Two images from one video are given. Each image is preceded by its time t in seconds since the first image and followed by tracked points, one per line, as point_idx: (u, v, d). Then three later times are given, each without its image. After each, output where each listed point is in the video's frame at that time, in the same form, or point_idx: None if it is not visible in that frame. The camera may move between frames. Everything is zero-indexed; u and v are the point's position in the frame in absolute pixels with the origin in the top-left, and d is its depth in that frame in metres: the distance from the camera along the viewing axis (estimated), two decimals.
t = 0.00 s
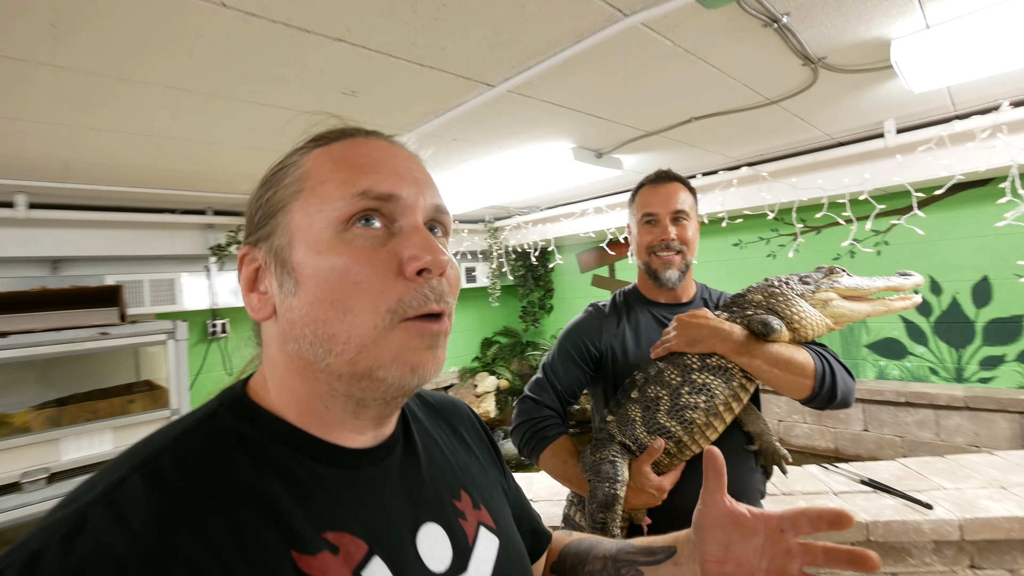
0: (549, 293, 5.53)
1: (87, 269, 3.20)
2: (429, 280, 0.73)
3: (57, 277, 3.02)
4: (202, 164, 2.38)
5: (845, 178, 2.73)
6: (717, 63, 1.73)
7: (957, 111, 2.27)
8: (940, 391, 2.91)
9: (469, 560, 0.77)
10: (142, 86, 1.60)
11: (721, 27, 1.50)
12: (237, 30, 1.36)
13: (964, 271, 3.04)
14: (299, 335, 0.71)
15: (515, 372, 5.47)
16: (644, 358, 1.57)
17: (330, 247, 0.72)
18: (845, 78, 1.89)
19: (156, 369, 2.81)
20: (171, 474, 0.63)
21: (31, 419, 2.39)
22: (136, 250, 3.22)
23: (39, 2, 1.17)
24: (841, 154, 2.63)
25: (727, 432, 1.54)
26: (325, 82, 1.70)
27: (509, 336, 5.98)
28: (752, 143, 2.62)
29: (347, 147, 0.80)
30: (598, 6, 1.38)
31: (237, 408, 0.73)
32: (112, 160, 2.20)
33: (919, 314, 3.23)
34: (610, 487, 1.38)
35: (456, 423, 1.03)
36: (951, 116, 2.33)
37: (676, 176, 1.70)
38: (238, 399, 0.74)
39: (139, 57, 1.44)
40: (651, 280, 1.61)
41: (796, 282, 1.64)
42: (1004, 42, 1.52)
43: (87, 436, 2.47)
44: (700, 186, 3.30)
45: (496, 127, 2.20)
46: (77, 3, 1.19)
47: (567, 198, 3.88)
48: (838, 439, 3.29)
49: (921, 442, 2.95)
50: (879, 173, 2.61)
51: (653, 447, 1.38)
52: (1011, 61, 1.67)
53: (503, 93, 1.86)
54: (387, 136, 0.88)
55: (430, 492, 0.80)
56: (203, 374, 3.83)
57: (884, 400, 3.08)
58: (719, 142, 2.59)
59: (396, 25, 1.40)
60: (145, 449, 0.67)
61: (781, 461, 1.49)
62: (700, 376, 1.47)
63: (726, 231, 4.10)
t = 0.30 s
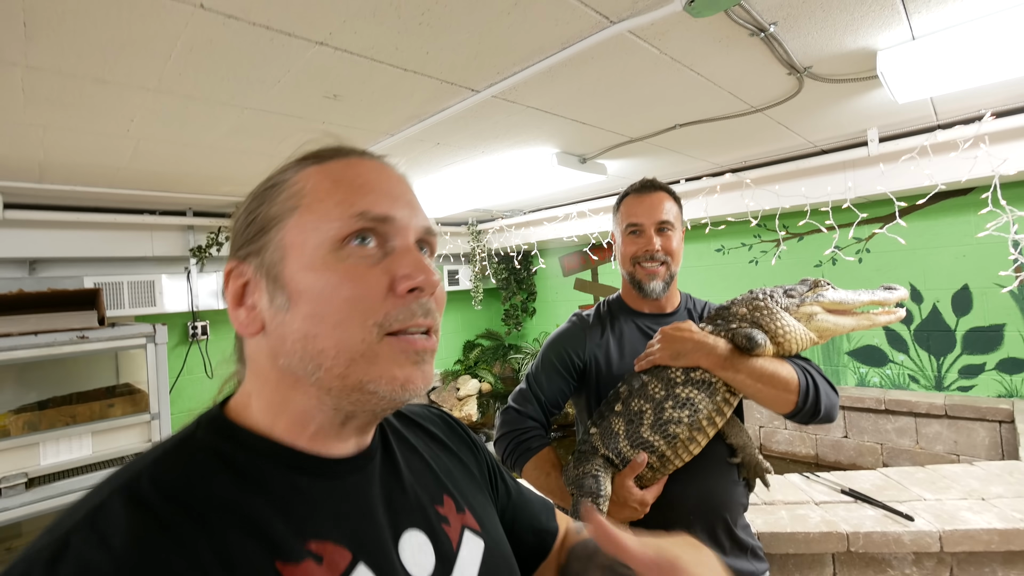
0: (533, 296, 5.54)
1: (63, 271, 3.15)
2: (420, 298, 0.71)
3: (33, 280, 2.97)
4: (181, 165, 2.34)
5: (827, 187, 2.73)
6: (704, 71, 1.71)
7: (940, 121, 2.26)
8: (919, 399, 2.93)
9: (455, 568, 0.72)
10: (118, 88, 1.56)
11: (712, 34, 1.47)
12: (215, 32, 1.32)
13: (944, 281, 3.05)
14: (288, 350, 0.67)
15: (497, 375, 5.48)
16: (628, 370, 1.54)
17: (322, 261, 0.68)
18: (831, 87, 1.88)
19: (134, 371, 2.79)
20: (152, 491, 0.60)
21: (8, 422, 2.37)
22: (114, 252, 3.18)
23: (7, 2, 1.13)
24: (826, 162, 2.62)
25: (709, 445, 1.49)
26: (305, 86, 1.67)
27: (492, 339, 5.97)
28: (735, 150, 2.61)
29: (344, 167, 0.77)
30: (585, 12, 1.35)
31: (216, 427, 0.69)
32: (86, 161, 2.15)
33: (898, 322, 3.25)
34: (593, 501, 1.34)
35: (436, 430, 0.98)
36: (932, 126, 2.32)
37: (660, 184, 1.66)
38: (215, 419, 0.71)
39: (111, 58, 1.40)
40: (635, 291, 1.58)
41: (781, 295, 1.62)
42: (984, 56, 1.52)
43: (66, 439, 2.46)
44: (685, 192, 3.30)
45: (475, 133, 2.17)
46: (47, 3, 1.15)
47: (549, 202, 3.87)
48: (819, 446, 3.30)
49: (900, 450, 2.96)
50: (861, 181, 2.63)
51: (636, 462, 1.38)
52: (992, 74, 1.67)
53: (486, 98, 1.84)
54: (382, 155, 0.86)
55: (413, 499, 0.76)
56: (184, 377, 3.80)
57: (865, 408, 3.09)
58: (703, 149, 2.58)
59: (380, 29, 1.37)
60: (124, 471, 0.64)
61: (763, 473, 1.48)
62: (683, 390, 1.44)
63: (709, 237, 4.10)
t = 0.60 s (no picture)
0: (528, 293, 5.59)
1: (59, 264, 3.16)
2: (382, 287, 0.72)
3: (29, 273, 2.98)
4: (177, 161, 2.34)
5: (818, 189, 2.77)
6: (698, 75, 1.73)
7: (930, 125, 2.30)
8: (902, 397, 3.00)
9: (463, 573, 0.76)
10: (116, 86, 1.58)
11: (705, 40, 1.50)
12: (214, 33, 1.34)
13: (929, 282, 3.12)
14: (266, 356, 0.71)
15: (490, 371, 5.57)
16: (617, 368, 1.57)
17: (283, 265, 0.72)
18: (823, 92, 1.90)
19: (131, 367, 2.78)
20: (161, 494, 0.63)
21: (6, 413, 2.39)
22: (110, 246, 3.18)
23: (8, 3, 1.14)
24: (818, 165, 2.66)
25: (694, 440, 1.54)
26: (303, 85, 1.69)
27: (487, 334, 6.02)
28: (729, 151, 2.65)
29: (298, 169, 0.80)
30: (580, 17, 1.37)
31: (225, 432, 0.72)
32: (82, 156, 2.16)
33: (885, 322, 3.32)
34: (579, 493, 1.39)
35: (443, 435, 1.02)
36: (923, 130, 2.36)
37: (659, 190, 1.70)
38: (225, 420, 0.74)
39: (109, 57, 1.41)
40: (630, 290, 1.60)
41: (766, 297, 1.68)
42: (972, 66, 1.55)
43: (65, 431, 2.50)
44: (678, 192, 3.33)
45: (471, 133, 2.19)
46: (47, 4, 1.16)
47: (544, 199, 3.90)
48: (804, 442, 3.38)
49: (882, 446, 3.04)
50: (852, 184, 2.67)
51: (623, 454, 1.41)
52: (982, 82, 1.69)
53: (483, 100, 1.85)
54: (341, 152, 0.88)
55: (421, 505, 0.79)
56: (179, 370, 3.82)
57: (848, 405, 3.17)
58: (697, 150, 2.61)
59: (376, 32, 1.39)
60: (135, 472, 0.67)
61: (746, 467, 1.50)
62: (669, 387, 1.49)
63: (702, 236, 4.15)
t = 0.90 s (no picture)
0: (523, 289, 5.62)
1: (55, 257, 3.17)
2: (389, 285, 0.76)
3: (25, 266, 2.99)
4: (176, 157, 2.37)
5: (806, 188, 2.82)
6: (684, 79, 1.77)
7: (915, 127, 2.34)
8: (888, 392, 3.06)
9: (459, 567, 0.78)
10: (116, 86, 1.60)
11: (689, 46, 1.53)
12: (212, 37, 1.36)
13: (914, 280, 3.17)
14: (268, 350, 0.74)
15: (487, 365, 5.59)
16: (602, 361, 1.62)
17: (289, 260, 0.74)
18: (806, 96, 1.94)
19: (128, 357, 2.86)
20: (149, 487, 0.65)
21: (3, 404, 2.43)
22: (107, 240, 3.21)
23: (11, 7, 1.17)
24: (806, 165, 2.70)
25: (675, 430, 1.59)
26: (299, 86, 1.71)
27: (483, 329, 6.07)
28: (719, 151, 2.68)
29: (303, 166, 0.83)
30: (566, 24, 1.40)
31: (218, 427, 0.75)
32: (81, 151, 2.18)
33: (872, 319, 3.37)
34: (560, 481, 1.45)
35: (443, 429, 1.05)
36: (907, 132, 2.40)
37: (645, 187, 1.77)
38: (217, 415, 0.78)
39: (110, 59, 1.44)
40: (636, 281, 1.62)
41: (743, 292, 1.72)
42: (949, 71, 1.59)
43: (62, 423, 2.53)
44: (670, 190, 3.36)
45: (465, 131, 2.22)
46: (50, 8, 1.19)
47: (539, 196, 3.93)
48: (793, 436, 3.43)
49: (868, 440, 3.10)
50: (839, 184, 2.71)
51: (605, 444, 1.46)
52: (960, 87, 1.73)
53: (475, 100, 1.88)
54: (343, 151, 0.92)
55: (416, 498, 0.82)
56: (176, 363, 3.85)
57: (835, 400, 3.23)
58: (688, 149, 2.64)
59: (370, 36, 1.42)
60: (124, 466, 0.69)
61: (726, 457, 1.55)
62: (648, 379, 1.54)
63: (694, 233, 4.19)
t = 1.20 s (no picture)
0: (517, 288, 5.65)
1: (49, 264, 3.18)
2: (404, 284, 0.78)
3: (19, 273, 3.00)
4: (168, 162, 2.38)
5: (793, 182, 2.86)
6: (667, 77, 1.79)
7: (897, 121, 2.38)
8: (879, 383, 3.10)
9: (459, 561, 0.81)
10: (108, 92, 1.62)
11: (670, 46, 1.56)
12: (201, 43, 1.38)
13: (903, 272, 3.21)
14: (277, 343, 0.75)
15: (483, 364, 5.64)
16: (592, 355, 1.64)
17: (305, 255, 0.76)
18: (788, 92, 1.98)
19: (123, 364, 2.86)
20: (147, 489, 0.66)
21: None
22: (100, 245, 3.20)
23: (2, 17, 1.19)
24: (792, 160, 2.75)
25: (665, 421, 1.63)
26: (289, 90, 1.73)
27: (479, 329, 6.10)
28: (706, 147, 2.71)
29: (319, 160, 0.84)
30: (549, 26, 1.43)
31: (215, 424, 0.76)
32: (72, 158, 2.19)
33: (862, 311, 3.41)
34: (553, 473, 1.46)
35: (439, 424, 1.07)
36: (890, 126, 2.44)
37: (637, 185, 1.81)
38: (214, 412, 0.79)
39: (101, 66, 1.45)
40: (632, 277, 1.65)
41: (728, 285, 1.75)
42: (925, 66, 1.63)
43: (58, 430, 2.54)
44: (660, 187, 3.40)
45: (455, 132, 2.25)
46: (41, 18, 1.21)
47: (531, 195, 3.96)
48: (787, 428, 3.47)
49: (860, 430, 3.14)
50: (825, 178, 2.75)
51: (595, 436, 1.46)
52: (937, 81, 1.78)
53: (463, 101, 1.91)
54: (354, 147, 0.93)
55: (415, 494, 0.84)
56: (172, 368, 3.85)
57: (827, 392, 3.27)
58: (676, 146, 2.68)
59: (356, 40, 1.44)
60: (122, 466, 0.70)
61: (716, 447, 1.61)
62: (638, 371, 1.57)
63: (685, 230, 4.23)
